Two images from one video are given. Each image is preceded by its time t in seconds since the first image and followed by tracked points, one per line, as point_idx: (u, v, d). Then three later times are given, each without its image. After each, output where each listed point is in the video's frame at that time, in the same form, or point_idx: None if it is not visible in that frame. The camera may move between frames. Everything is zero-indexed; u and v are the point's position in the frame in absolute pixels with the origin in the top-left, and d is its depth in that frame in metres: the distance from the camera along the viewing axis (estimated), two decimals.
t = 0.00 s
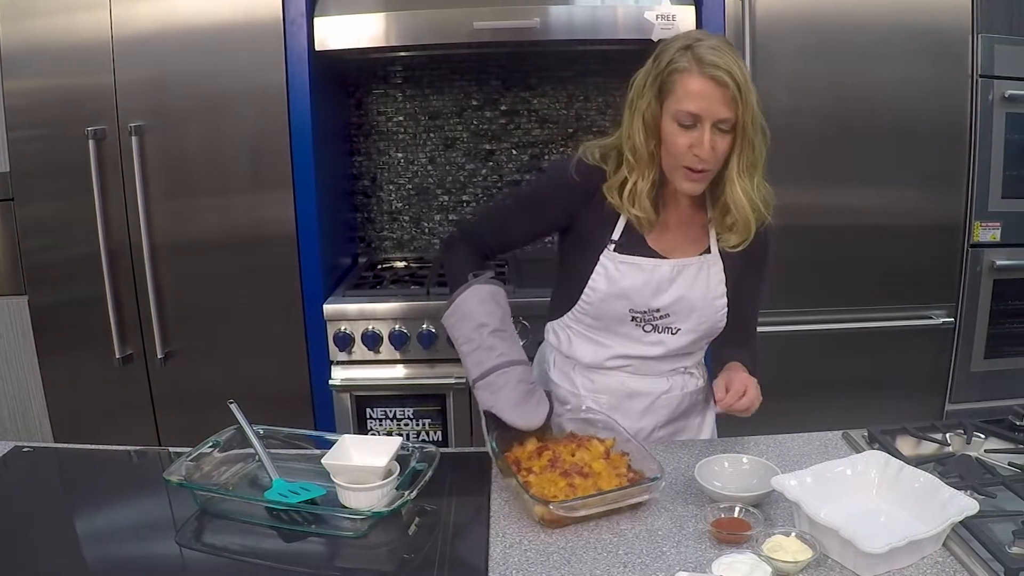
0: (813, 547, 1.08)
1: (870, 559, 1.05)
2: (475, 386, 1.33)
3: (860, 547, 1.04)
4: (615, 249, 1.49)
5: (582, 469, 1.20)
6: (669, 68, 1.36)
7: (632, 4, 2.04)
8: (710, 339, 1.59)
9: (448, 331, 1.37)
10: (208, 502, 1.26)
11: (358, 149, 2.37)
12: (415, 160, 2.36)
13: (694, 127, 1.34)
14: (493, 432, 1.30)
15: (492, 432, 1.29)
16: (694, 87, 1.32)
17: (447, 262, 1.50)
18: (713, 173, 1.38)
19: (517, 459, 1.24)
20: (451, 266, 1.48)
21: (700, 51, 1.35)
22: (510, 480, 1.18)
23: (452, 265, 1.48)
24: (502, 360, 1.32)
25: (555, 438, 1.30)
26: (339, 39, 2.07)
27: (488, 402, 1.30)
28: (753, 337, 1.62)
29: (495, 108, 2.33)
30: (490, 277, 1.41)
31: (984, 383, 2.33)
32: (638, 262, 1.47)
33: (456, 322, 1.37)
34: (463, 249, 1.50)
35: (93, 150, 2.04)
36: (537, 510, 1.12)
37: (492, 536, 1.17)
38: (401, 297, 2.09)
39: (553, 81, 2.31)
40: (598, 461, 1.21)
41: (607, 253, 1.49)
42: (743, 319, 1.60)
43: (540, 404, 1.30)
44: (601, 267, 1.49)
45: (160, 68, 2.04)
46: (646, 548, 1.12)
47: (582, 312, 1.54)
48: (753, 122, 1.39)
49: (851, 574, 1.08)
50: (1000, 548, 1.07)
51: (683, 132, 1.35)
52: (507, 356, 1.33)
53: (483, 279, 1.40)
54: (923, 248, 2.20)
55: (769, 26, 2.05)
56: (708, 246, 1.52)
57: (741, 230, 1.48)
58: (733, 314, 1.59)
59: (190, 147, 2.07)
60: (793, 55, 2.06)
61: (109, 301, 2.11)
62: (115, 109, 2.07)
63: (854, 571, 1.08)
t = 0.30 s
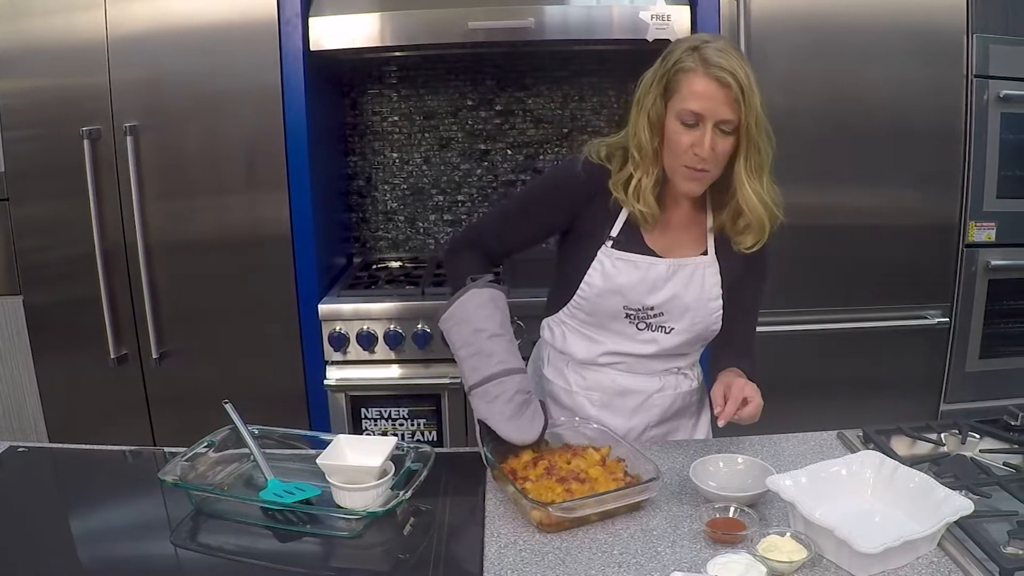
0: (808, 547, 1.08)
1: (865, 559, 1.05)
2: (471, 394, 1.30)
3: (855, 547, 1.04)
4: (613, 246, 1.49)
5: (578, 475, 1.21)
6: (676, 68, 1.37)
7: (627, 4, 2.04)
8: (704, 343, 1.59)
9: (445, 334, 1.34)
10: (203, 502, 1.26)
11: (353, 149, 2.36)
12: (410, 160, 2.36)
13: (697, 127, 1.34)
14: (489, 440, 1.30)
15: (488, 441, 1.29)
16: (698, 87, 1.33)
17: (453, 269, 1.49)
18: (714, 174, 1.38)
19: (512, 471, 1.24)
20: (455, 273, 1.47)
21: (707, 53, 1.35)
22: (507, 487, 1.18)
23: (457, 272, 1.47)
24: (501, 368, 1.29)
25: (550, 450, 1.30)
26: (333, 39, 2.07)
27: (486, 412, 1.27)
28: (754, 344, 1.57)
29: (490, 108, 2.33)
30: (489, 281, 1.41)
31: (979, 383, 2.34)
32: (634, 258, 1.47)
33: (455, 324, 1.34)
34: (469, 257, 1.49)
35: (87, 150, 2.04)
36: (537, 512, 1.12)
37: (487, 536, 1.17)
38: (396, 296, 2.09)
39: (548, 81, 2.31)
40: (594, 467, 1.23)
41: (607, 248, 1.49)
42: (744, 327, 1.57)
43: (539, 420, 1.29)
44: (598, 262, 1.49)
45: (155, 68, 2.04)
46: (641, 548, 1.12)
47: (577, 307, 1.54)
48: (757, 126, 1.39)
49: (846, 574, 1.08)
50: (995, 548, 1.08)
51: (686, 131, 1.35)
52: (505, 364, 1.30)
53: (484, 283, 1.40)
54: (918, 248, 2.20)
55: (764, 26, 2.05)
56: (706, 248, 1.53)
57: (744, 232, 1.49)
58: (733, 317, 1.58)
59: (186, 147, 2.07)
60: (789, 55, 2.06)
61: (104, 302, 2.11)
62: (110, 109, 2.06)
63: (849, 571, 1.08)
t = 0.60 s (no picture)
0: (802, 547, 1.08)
1: (860, 559, 1.05)
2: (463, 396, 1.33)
3: (850, 547, 1.04)
4: (610, 246, 1.49)
5: (573, 478, 1.22)
6: (672, 71, 1.37)
7: (622, 4, 2.04)
8: (700, 344, 1.59)
9: (435, 338, 1.37)
10: (198, 502, 1.26)
11: (348, 149, 2.37)
12: (405, 160, 2.37)
13: (688, 131, 1.34)
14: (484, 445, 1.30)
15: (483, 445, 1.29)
16: (692, 92, 1.33)
17: (452, 266, 1.48)
18: (704, 179, 1.38)
19: (507, 475, 1.24)
20: (453, 271, 1.46)
21: (704, 57, 1.35)
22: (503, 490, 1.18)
23: (456, 270, 1.46)
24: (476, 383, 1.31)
25: (544, 454, 1.30)
26: (329, 39, 2.07)
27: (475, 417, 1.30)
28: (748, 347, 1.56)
29: (485, 108, 2.33)
30: (478, 282, 1.41)
31: (973, 383, 2.34)
32: (631, 259, 1.47)
33: (442, 330, 1.37)
34: (468, 255, 1.48)
35: (82, 150, 2.04)
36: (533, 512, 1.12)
37: (482, 536, 1.17)
38: (391, 296, 2.09)
39: (542, 81, 2.31)
40: (589, 469, 1.24)
41: (604, 248, 1.49)
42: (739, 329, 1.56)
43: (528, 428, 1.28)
44: (595, 262, 1.49)
45: (150, 68, 2.04)
46: (636, 548, 1.12)
47: (573, 306, 1.54)
48: (752, 133, 1.38)
49: (841, 573, 1.07)
50: (990, 547, 1.07)
51: (678, 134, 1.35)
52: (484, 377, 1.31)
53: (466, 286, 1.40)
54: (913, 248, 2.20)
55: (758, 26, 2.05)
56: (703, 251, 1.52)
57: (742, 239, 1.48)
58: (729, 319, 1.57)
59: (182, 147, 2.07)
60: (784, 55, 2.06)
61: (98, 302, 2.10)
62: (105, 108, 2.06)
63: (844, 571, 1.07)
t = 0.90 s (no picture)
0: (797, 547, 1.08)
1: (855, 559, 1.05)
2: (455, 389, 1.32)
3: (846, 547, 1.04)
4: (602, 248, 1.49)
5: (568, 476, 1.22)
6: (670, 68, 1.36)
7: (617, 4, 2.04)
8: (695, 344, 1.59)
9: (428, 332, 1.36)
10: (193, 502, 1.26)
11: (343, 149, 2.36)
12: (400, 160, 2.37)
13: (681, 128, 1.34)
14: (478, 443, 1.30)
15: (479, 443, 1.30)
16: (689, 89, 1.32)
17: (440, 262, 1.47)
18: (695, 178, 1.37)
19: (502, 474, 1.24)
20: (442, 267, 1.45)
21: (703, 55, 1.34)
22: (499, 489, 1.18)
23: (443, 266, 1.45)
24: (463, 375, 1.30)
25: (539, 453, 1.30)
26: (324, 39, 2.07)
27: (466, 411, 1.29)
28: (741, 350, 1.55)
29: (480, 108, 2.33)
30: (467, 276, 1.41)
31: (968, 382, 2.34)
32: (623, 261, 1.47)
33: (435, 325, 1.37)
34: (456, 251, 1.47)
35: (77, 150, 2.03)
36: (529, 513, 1.12)
37: (477, 536, 1.17)
38: (386, 296, 2.09)
39: (537, 81, 2.32)
40: (584, 468, 1.24)
41: (596, 251, 1.49)
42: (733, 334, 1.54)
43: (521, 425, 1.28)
44: (588, 264, 1.49)
45: (145, 68, 2.04)
46: (631, 548, 1.12)
47: (566, 308, 1.54)
48: (748, 135, 1.37)
49: (836, 573, 1.07)
50: (985, 548, 1.07)
51: (673, 131, 1.35)
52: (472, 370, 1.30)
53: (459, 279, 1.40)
54: (909, 248, 2.20)
55: (754, 26, 2.05)
56: (696, 252, 1.52)
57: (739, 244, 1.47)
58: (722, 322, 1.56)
59: (177, 147, 2.07)
60: (780, 54, 2.06)
61: (93, 302, 2.10)
62: (100, 108, 2.06)
63: (839, 571, 1.07)
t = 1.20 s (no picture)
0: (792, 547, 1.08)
1: (850, 559, 1.05)
2: (440, 363, 1.33)
3: (841, 547, 1.04)
4: (586, 247, 1.50)
5: (562, 477, 1.22)
6: (671, 50, 1.44)
7: (612, 4, 2.04)
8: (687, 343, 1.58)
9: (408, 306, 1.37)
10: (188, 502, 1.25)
11: (337, 149, 2.36)
12: (395, 160, 2.37)
13: (688, 96, 1.39)
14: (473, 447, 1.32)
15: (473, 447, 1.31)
16: (694, 59, 1.40)
17: (421, 232, 1.43)
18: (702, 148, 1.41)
19: (496, 476, 1.25)
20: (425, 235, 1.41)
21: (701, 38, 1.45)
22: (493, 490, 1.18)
23: (428, 234, 1.41)
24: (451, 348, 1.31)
25: (532, 454, 1.30)
26: (319, 39, 2.07)
27: (455, 385, 1.31)
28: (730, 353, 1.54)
29: (475, 108, 2.33)
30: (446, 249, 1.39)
31: (964, 382, 2.34)
32: (606, 259, 1.47)
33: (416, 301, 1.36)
34: (440, 222, 1.43)
35: (72, 150, 2.03)
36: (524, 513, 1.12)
37: (471, 536, 1.17)
38: (381, 296, 2.09)
39: (532, 81, 2.32)
40: (578, 468, 1.24)
41: (579, 249, 1.49)
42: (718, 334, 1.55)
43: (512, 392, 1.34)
44: (572, 263, 1.49)
45: (141, 68, 2.04)
46: (626, 548, 1.12)
47: (552, 306, 1.54)
48: (747, 111, 1.44)
49: (831, 573, 1.07)
50: (980, 548, 1.07)
51: (681, 98, 1.39)
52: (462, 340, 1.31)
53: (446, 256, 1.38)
54: (904, 248, 2.20)
55: (749, 26, 2.05)
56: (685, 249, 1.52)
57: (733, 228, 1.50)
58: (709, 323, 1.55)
59: (172, 147, 2.07)
60: (775, 54, 2.06)
61: (88, 302, 2.10)
62: (95, 108, 2.06)
63: (834, 571, 1.07)
